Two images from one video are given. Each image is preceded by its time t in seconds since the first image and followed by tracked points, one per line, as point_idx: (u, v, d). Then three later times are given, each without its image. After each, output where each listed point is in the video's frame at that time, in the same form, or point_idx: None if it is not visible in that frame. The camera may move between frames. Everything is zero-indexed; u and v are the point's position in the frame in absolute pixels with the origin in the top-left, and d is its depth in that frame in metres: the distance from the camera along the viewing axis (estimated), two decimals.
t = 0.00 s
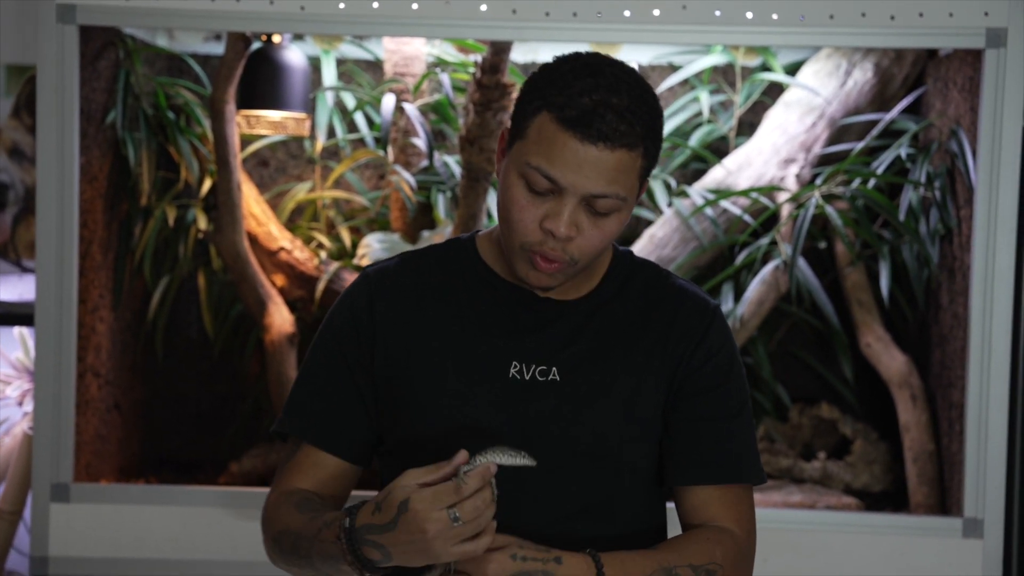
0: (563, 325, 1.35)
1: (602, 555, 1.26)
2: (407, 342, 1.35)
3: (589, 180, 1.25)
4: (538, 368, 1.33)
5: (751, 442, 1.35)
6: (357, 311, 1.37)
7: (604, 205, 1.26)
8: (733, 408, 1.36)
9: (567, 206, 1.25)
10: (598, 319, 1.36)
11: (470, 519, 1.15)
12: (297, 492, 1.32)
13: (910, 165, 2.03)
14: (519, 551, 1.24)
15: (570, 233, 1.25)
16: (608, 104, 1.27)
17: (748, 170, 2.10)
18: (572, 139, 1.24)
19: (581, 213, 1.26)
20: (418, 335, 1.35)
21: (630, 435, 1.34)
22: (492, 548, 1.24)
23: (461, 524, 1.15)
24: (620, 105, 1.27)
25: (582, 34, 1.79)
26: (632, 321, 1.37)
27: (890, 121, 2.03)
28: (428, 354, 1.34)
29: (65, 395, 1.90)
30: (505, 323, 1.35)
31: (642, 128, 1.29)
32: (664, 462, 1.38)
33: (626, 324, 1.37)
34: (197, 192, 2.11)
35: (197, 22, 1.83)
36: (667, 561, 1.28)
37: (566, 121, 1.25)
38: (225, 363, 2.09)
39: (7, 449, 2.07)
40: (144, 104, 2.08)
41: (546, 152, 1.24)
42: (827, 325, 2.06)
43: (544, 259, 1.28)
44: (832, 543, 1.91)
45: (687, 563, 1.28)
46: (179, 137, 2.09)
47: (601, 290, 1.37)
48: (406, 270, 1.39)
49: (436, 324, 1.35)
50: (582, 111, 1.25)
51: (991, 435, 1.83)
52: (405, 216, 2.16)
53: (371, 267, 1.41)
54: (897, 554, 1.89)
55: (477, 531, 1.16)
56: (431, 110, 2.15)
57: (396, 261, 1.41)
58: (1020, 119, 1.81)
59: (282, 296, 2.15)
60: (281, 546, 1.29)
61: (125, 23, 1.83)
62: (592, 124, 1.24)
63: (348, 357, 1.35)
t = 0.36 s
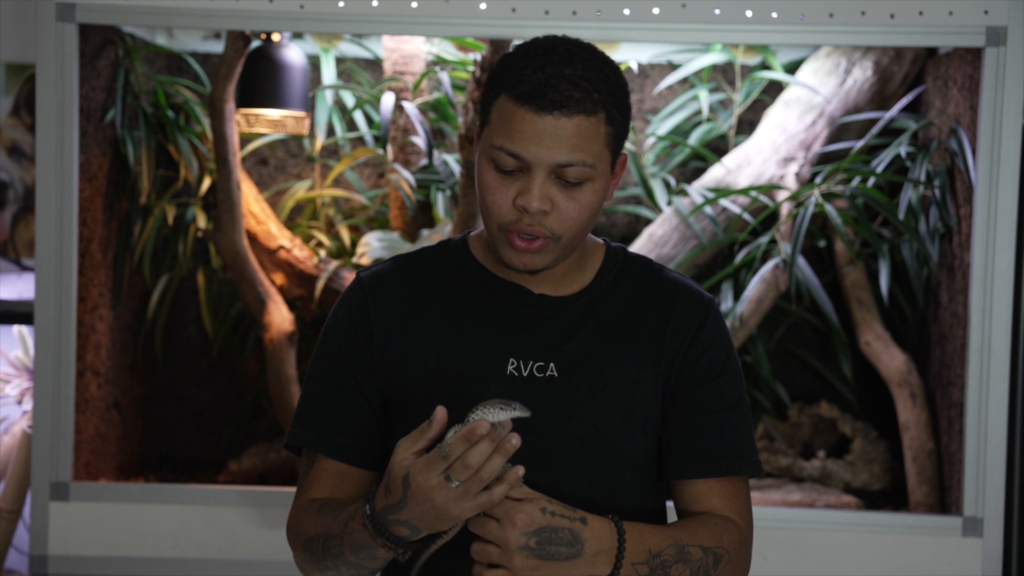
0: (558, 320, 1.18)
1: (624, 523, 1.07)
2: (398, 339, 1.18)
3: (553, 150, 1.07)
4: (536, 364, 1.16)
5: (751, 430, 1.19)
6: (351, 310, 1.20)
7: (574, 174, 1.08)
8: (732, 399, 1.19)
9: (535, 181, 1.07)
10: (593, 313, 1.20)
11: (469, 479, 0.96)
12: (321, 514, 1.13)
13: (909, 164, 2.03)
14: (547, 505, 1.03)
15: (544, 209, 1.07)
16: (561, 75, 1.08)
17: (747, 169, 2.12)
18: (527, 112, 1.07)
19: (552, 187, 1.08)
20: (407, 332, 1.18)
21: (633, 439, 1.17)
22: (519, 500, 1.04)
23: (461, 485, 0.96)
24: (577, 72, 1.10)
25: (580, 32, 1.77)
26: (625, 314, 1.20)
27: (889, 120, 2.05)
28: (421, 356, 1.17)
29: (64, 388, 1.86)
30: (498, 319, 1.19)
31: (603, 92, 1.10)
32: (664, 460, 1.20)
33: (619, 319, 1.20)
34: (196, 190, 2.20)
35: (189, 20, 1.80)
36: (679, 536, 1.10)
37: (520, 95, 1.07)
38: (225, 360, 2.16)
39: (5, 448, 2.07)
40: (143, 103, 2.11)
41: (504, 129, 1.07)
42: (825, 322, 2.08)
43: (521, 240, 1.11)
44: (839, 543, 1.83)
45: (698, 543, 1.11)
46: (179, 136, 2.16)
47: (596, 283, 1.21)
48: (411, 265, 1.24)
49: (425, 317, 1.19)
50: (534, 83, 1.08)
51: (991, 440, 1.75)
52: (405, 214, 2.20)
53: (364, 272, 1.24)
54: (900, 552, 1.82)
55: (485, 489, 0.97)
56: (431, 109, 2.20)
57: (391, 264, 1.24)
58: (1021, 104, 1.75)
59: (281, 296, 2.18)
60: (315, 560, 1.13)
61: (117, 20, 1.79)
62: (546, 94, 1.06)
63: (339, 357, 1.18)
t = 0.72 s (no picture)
0: (546, 317, 1.18)
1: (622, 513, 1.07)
2: (392, 337, 1.19)
3: (522, 155, 1.06)
4: (526, 361, 1.16)
5: (750, 420, 1.17)
6: (345, 310, 1.20)
7: (548, 174, 1.08)
8: (726, 390, 1.18)
9: (509, 187, 1.08)
10: (584, 307, 1.19)
11: (469, 475, 0.99)
12: (310, 509, 1.14)
13: (906, 162, 2.02)
14: (539, 498, 1.04)
15: (522, 213, 1.08)
16: (522, 78, 1.07)
17: (744, 167, 2.12)
18: (491, 120, 1.06)
19: (529, 190, 1.09)
20: (403, 329, 1.18)
21: (627, 434, 1.16)
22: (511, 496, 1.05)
23: (460, 480, 0.99)
24: (538, 72, 1.08)
25: (575, 30, 1.77)
26: (617, 309, 1.20)
27: (885, 118, 2.05)
28: (415, 354, 1.17)
29: (58, 386, 1.85)
30: (486, 317, 1.18)
31: (568, 88, 1.09)
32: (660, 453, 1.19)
33: (610, 314, 1.19)
34: (191, 188, 2.16)
35: (185, 19, 1.78)
36: (681, 527, 1.10)
37: (482, 104, 1.06)
38: (222, 359, 2.13)
39: None
40: (139, 102, 2.10)
41: (473, 140, 1.08)
42: (822, 320, 2.10)
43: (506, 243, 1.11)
44: (833, 541, 1.84)
45: (701, 532, 1.10)
46: (174, 134, 2.14)
47: (587, 278, 1.20)
48: (407, 264, 1.24)
49: (418, 315, 1.19)
50: (495, 90, 1.07)
51: (987, 438, 1.75)
52: (402, 212, 2.18)
53: (357, 274, 1.23)
54: (895, 551, 1.82)
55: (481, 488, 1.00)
56: (426, 107, 2.17)
57: (382, 265, 1.25)
58: (1016, 98, 1.74)
59: (277, 294, 2.18)
60: (303, 556, 1.13)
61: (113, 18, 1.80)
62: (508, 101, 1.06)
63: (331, 356, 1.18)
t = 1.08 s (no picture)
0: (536, 314, 1.17)
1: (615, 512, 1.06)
2: (382, 334, 1.18)
3: (499, 156, 1.06)
4: (515, 358, 1.15)
5: (742, 412, 1.16)
6: (336, 306, 1.20)
7: (527, 174, 1.07)
8: (716, 383, 1.16)
9: (489, 190, 1.07)
10: (573, 303, 1.18)
11: (447, 473, 0.97)
12: (302, 513, 1.13)
13: (901, 159, 2.03)
14: (529, 502, 1.03)
15: (504, 214, 1.07)
16: (495, 78, 1.07)
17: (739, 163, 2.12)
18: (466, 123, 1.06)
19: (509, 190, 1.08)
20: (393, 326, 1.18)
21: (617, 430, 1.15)
22: (501, 501, 1.04)
23: (440, 477, 0.98)
24: (511, 72, 1.08)
25: (569, 26, 1.76)
26: (605, 302, 1.19)
27: (881, 115, 2.05)
28: (405, 351, 1.17)
29: (51, 383, 1.85)
30: (476, 314, 1.17)
31: (542, 86, 1.08)
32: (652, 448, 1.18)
33: (599, 308, 1.19)
34: (185, 185, 2.13)
35: (180, 16, 1.80)
36: (676, 523, 1.10)
37: (456, 108, 1.06)
38: (216, 356, 2.10)
39: None
40: (132, 98, 2.09)
41: (449, 144, 1.07)
42: (817, 317, 2.09)
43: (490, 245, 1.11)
44: (827, 538, 1.83)
45: (695, 528, 1.10)
46: (167, 131, 2.10)
47: (575, 273, 1.20)
48: (397, 260, 1.24)
49: (408, 311, 1.18)
50: (469, 92, 1.06)
51: (982, 432, 1.76)
52: (395, 209, 2.18)
53: (346, 276, 1.23)
54: (890, 548, 1.82)
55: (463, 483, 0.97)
56: (421, 104, 2.15)
57: (369, 267, 1.24)
58: (1011, 94, 1.74)
59: (271, 290, 2.17)
60: (296, 560, 1.13)
61: (105, 14, 1.80)
62: (481, 103, 1.05)
63: (320, 354, 1.18)
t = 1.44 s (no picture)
0: (533, 310, 1.17)
1: (610, 507, 1.06)
2: (376, 330, 1.18)
3: (496, 156, 1.05)
4: (510, 354, 1.15)
5: (738, 409, 1.15)
6: (330, 301, 1.19)
7: (523, 174, 1.06)
8: (712, 380, 1.15)
9: (485, 189, 1.06)
10: (569, 299, 1.18)
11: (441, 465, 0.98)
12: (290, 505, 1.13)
13: (898, 154, 2.03)
14: (522, 503, 1.03)
15: (499, 213, 1.06)
16: (493, 76, 1.06)
17: (735, 159, 2.11)
18: (463, 121, 1.05)
19: (505, 190, 1.07)
20: (387, 321, 1.17)
21: (611, 428, 1.15)
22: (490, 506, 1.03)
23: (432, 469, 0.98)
24: (509, 70, 1.06)
25: (566, 21, 1.76)
26: (602, 298, 1.18)
27: (877, 110, 2.04)
28: (400, 347, 1.16)
29: (45, 379, 1.84)
30: (472, 310, 1.17)
31: (541, 85, 1.07)
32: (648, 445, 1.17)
33: (595, 303, 1.18)
34: (180, 180, 2.13)
35: (177, 10, 1.78)
36: (672, 518, 1.09)
37: (453, 106, 1.05)
38: (211, 350, 2.10)
39: None
40: (126, 92, 2.07)
41: (446, 142, 1.06)
42: (814, 313, 2.08)
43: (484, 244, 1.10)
44: (823, 533, 1.83)
45: (692, 523, 1.10)
46: (162, 126, 2.11)
47: (571, 270, 1.18)
48: (392, 255, 1.23)
49: (403, 306, 1.18)
50: (466, 90, 1.05)
51: (978, 428, 1.75)
52: (391, 204, 2.17)
53: (340, 270, 1.22)
54: (887, 544, 1.81)
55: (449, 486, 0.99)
56: (416, 98, 2.15)
57: (364, 260, 1.23)
58: (1009, 89, 1.73)
59: (268, 286, 2.19)
60: (280, 552, 1.12)
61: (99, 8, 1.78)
62: (479, 102, 1.04)
63: (314, 349, 1.17)
